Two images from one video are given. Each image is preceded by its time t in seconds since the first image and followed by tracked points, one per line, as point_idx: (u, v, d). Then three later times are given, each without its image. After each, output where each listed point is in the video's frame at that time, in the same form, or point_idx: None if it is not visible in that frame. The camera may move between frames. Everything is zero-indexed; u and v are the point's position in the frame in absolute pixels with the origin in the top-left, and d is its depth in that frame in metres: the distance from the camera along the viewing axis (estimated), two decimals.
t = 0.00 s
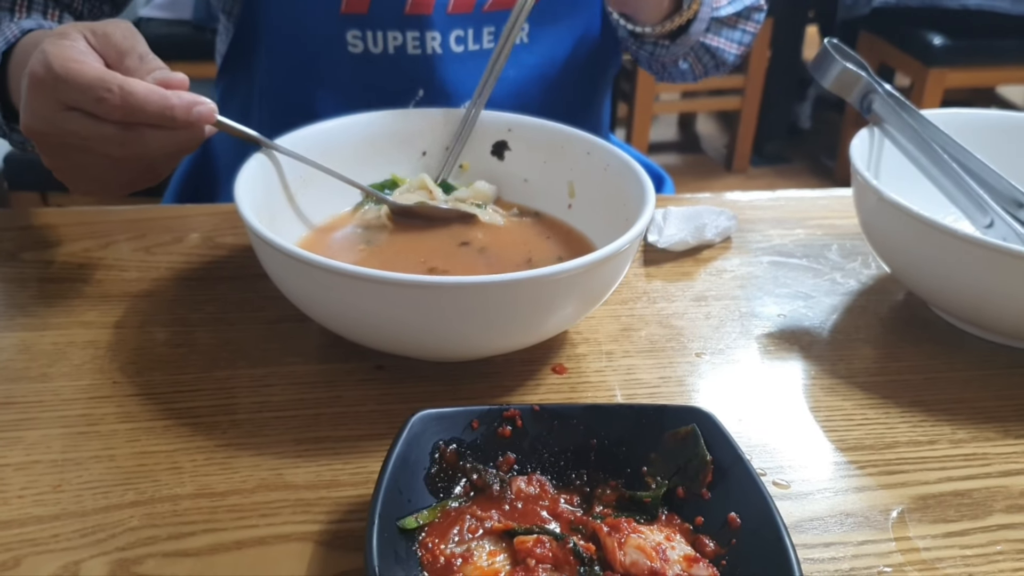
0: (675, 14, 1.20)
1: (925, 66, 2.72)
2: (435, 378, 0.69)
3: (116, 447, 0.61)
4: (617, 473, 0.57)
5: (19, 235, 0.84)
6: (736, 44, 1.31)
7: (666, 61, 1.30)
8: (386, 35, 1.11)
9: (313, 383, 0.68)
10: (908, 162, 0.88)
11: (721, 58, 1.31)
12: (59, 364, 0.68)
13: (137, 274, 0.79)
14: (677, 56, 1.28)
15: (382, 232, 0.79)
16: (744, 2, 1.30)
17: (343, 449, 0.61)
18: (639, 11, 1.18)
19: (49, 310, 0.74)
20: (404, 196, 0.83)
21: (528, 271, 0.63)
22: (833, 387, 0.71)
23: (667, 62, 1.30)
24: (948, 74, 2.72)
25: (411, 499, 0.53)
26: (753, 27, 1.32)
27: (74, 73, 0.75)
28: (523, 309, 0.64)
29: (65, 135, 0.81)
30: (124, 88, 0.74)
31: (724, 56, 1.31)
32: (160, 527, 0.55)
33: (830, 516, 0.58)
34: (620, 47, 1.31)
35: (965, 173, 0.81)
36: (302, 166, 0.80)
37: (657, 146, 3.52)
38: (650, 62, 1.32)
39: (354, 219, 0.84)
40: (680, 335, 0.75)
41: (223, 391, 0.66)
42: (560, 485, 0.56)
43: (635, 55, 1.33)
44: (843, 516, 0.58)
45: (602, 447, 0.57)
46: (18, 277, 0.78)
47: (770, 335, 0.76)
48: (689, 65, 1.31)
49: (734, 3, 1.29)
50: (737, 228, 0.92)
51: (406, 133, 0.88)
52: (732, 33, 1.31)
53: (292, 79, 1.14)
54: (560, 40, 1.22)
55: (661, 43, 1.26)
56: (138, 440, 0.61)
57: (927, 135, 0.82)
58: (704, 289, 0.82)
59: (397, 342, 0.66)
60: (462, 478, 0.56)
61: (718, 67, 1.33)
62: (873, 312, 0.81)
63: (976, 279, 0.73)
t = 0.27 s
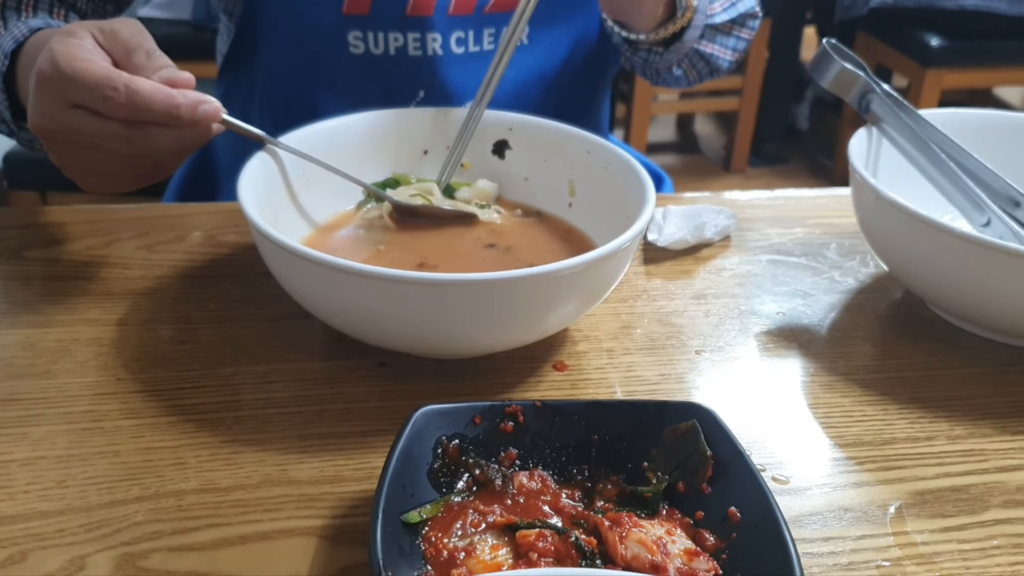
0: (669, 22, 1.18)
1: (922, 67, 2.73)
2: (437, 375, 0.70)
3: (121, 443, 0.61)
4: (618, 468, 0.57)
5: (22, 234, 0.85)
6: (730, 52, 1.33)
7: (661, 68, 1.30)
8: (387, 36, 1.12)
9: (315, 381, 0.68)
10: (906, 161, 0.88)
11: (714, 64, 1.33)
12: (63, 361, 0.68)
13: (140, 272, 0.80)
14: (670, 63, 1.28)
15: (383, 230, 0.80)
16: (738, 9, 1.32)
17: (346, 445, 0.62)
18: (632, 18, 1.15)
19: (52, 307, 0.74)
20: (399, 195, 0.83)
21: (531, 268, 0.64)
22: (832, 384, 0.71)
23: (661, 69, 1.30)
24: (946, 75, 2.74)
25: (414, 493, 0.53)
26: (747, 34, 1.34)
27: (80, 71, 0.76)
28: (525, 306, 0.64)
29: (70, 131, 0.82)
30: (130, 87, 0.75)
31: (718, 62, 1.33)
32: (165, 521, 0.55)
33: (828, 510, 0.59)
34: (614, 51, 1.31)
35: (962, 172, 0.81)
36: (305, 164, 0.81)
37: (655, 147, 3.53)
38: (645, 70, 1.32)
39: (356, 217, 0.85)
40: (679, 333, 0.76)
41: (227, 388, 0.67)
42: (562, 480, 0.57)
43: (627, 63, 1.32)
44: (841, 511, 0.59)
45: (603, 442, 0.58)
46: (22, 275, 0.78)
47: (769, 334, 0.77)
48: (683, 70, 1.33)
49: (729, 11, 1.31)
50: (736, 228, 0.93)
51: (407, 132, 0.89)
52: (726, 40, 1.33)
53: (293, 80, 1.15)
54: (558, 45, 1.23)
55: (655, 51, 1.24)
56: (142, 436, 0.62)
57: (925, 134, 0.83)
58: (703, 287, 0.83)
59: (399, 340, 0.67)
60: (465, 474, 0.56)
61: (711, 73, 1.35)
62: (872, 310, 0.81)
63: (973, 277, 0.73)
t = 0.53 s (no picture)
0: (694, 11, 1.18)
1: (918, 71, 2.75)
2: (435, 372, 0.71)
3: (128, 437, 0.63)
4: (612, 461, 0.59)
5: (29, 235, 0.86)
6: (739, 46, 1.36)
7: (678, 60, 1.33)
8: (389, 41, 1.13)
9: (317, 377, 0.70)
10: (895, 164, 0.90)
11: (725, 59, 1.37)
12: (70, 358, 0.70)
13: (145, 272, 0.81)
14: (687, 56, 1.32)
15: (383, 231, 0.82)
16: (747, 4, 1.35)
17: (347, 439, 0.63)
18: (660, 6, 1.18)
19: (59, 306, 0.76)
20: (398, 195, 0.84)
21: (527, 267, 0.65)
22: (822, 380, 0.73)
23: (677, 62, 1.34)
24: (942, 78, 2.76)
25: (414, 485, 0.55)
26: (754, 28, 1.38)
27: (85, 81, 0.77)
28: (522, 304, 0.66)
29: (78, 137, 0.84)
30: (133, 96, 0.76)
31: (726, 56, 1.37)
32: (171, 513, 0.57)
33: (816, 503, 0.60)
34: (616, 49, 1.36)
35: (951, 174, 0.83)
36: (307, 165, 0.82)
37: (653, 149, 3.55)
38: (661, 63, 1.35)
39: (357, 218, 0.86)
40: (674, 331, 0.78)
41: (231, 384, 0.68)
42: (557, 473, 0.58)
43: (644, 57, 1.36)
44: (830, 504, 0.60)
45: (598, 436, 0.60)
46: (29, 275, 0.80)
47: (762, 332, 0.78)
48: (695, 65, 1.38)
49: (738, 6, 1.34)
50: (730, 228, 0.95)
51: (407, 135, 0.90)
52: (735, 36, 1.36)
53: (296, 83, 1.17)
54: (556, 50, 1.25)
55: (677, 43, 1.27)
56: (149, 431, 0.63)
57: (914, 137, 0.85)
58: (697, 286, 0.84)
59: (399, 337, 0.68)
60: (463, 467, 0.57)
61: (719, 67, 1.38)
62: (862, 309, 0.83)
63: (959, 277, 0.75)
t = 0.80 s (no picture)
0: (699, 28, 1.25)
1: (910, 74, 2.79)
2: (429, 363, 0.75)
3: (136, 424, 0.66)
4: (596, 445, 0.62)
5: (38, 235, 0.90)
6: (733, 57, 1.42)
7: (679, 72, 1.36)
8: (388, 48, 1.17)
9: (316, 368, 0.73)
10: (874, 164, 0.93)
11: (720, 69, 1.42)
12: (80, 351, 0.73)
13: (150, 269, 0.85)
14: (687, 68, 1.35)
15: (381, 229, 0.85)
16: (741, 16, 1.42)
17: (345, 426, 0.67)
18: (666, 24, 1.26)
19: (69, 302, 0.79)
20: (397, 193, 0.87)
21: (517, 263, 0.69)
22: (799, 370, 0.76)
23: (677, 74, 1.37)
24: (933, 81, 2.79)
25: (408, 466, 0.58)
26: (746, 40, 1.44)
27: (89, 107, 0.81)
28: (511, 298, 0.69)
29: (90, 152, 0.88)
30: (134, 122, 0.80)
31: (720, 66, 1.42)
32: (178, 495, 0.60)
33: (790, 484, 0.64)
34: (612, 57, 1.40)
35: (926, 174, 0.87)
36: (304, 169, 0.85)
37: (649, 152, 3.59)
38: (663, 74, 1.38)
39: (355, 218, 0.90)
40: (658, 324, 0.81)
41: (234, 375, 0.72)
42: (544, 456, 0.61)
43: (647, 69, 1.39)
44: (803, 485, 0.64)
45: (583, 421, 0.63)
46: (39, 274, 0.83)
47: (743, 325, 0.82)
48: (694, 76, 1.41)
49: (733, 20, 1.40)
50: (715, 227, 0.98)
51: (403, 137, 0.94)
52: (729, 48, 1.42)
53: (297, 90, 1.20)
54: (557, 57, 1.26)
55: (680, 56, 1.30)
56: (156, 419, 0.66)
57: (890, 138, 0.88)
58: (681, 282, 0.88)
59: (394, 330, 0.71)
60: (454, 450, 0.61)
61: (713, 77, 1.43)
62: (841, 303, 0.86)
63: (930, 272, 0.79)
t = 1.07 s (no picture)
0: (696, 31, 1.31)
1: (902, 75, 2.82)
2: (427, 340, 0.78)
3: (148, 394, 0.69)
4: (584, 412, 0.66)
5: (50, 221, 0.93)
6: (727, 58, 1.48)
7: (676, 71, 1.40)
8: (393, 47, 1.20)
9: (319, 344, 0.77)
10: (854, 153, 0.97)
11: (713, 70, 1.47)
12: (93, 328, 0.77)
13: (158, 252, 0.88)
14: (683, 68, 1.40)
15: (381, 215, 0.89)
16: (735, 20, 1.46)
17: (347, 397, 0.70)
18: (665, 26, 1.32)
19: (82, 283, 0.83)
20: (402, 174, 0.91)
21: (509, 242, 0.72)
22: (780, 347, 0.80)
23: (673, 75, 1.41)
24: (926, 82, 2.81)
25: (407, 430, 0.62)
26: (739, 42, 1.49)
27: (96, 112, 0.84)
28: (504, 277, 0.73)
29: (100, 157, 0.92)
30: (139, 125, 0.83)
31: (714, 67, 1.48)
32: (188, 458, 0.63)
33: (768, 450, 0.67)
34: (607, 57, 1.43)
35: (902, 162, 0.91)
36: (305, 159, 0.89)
37: (644, 153, 3.63)
38: (660, 75, 1.41)
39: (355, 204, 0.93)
40: (646, 305, 0.85)
41: (241, 350, 0.75)
42: (535, 422, 0.65)
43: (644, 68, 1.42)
44: (781, 452, 0.67)
45: (572, 390, 0.67)
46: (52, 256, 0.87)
47: (727, 306, 0.86)
48: (689, 75, 1.44)
49: (726, 23, 1.45)
50: (702, 214, 1.02)
51: (402, 127, 0.97)
52: (723, 49, 1.47)
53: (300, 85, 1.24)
54: (556, 59, 1.31)
55: (677, 56, 1.35)
56: (166, 390, 0.70)
57: (869, 128, 0.92)
58: (669, 266, 0.92)
59: (393, 307, 0.75)
60: (451, 416, 0.64)
61: (705, 76, 1.48)
62: (822, 286, 0.90)
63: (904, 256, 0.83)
